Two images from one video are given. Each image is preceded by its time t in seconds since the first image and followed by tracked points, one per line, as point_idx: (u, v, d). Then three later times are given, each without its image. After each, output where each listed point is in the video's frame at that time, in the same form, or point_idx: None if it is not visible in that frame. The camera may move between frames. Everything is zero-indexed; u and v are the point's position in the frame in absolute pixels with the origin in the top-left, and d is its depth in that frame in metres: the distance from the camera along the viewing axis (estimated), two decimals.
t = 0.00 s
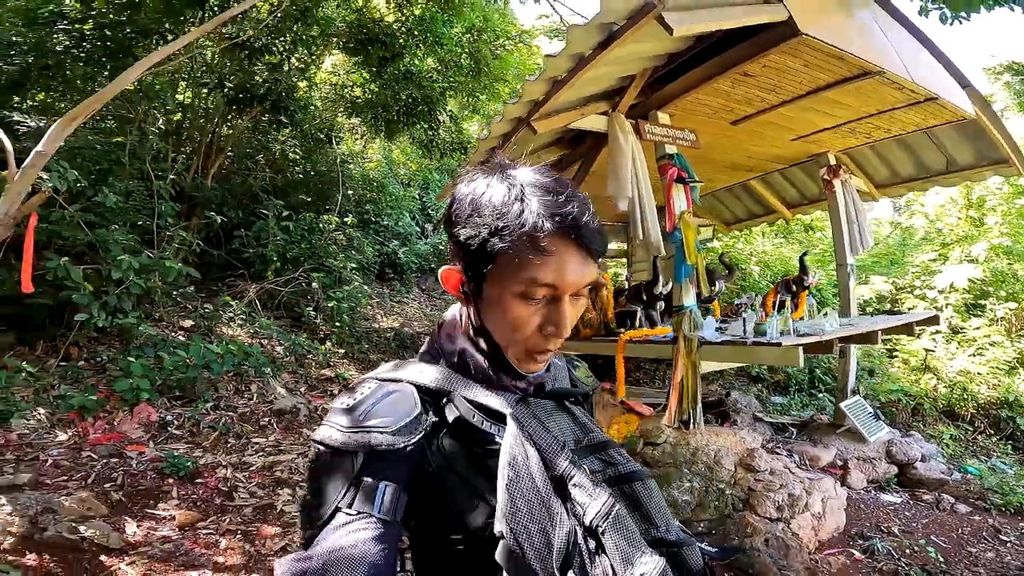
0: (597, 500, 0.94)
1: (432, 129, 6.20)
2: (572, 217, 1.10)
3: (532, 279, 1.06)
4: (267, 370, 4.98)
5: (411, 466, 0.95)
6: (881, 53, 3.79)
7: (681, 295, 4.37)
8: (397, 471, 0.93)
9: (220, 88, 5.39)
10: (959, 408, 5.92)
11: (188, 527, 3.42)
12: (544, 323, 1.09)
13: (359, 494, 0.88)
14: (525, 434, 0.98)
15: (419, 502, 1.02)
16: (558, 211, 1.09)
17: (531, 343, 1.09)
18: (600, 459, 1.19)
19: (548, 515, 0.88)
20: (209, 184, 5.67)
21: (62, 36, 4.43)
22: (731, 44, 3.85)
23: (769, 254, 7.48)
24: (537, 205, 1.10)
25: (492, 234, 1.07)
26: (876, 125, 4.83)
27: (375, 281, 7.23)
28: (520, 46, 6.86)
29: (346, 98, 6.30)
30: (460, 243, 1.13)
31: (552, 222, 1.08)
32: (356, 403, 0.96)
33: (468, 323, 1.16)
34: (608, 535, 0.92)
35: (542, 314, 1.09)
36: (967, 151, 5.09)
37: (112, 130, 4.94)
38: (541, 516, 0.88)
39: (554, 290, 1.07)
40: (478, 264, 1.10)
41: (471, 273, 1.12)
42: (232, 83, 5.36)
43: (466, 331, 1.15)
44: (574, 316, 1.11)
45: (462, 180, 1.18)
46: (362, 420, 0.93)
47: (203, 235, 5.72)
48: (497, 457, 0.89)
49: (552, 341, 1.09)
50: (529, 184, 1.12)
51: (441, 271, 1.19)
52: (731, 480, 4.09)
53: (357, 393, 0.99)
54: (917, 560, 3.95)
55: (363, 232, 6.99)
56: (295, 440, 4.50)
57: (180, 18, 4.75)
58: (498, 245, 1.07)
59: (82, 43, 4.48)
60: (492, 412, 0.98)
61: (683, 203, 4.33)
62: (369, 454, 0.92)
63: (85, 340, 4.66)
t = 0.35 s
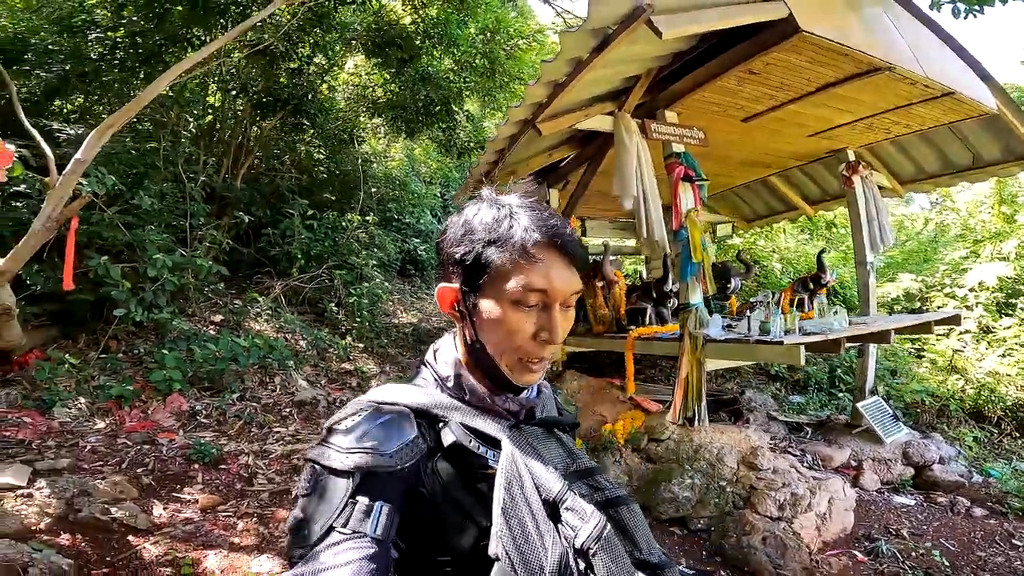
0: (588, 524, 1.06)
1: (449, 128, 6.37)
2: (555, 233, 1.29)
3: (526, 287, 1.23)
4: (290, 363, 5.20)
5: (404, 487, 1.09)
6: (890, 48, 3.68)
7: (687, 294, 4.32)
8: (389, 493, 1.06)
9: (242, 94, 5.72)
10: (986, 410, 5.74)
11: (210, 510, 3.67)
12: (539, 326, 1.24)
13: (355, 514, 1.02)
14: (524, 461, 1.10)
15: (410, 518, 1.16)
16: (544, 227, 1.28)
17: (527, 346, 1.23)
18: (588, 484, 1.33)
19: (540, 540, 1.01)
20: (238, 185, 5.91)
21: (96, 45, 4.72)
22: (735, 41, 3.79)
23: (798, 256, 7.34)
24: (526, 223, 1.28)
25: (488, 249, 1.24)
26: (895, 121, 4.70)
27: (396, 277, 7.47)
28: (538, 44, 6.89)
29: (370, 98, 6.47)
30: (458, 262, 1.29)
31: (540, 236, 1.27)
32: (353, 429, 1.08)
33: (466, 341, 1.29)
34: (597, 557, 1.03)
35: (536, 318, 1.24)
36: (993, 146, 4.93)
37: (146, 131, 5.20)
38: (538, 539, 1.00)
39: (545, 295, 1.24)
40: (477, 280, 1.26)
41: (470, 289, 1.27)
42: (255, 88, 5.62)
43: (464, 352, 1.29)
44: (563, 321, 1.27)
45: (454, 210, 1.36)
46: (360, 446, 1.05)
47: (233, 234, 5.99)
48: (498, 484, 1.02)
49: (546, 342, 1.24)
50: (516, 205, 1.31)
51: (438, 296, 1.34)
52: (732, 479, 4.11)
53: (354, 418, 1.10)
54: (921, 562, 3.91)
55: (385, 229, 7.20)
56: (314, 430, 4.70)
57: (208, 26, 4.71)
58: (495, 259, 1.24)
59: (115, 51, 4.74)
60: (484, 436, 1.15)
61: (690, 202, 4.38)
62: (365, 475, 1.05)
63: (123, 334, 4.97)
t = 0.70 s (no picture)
0: (595, 519, 1.14)
1: (464, 123, 6.48)
2: (572, 237, 1.39)
3: (547, 286, 1.31)
4: (303, 352, 5.34)
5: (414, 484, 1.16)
6: (896, 38, 3.49)
7: (686, 288, 4.24)
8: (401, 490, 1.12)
9: (263, 93, 5.85)
10: (1010, 412, 5.62)
11: (216, 489, 3.86)
12: (556, 324, 1.33)
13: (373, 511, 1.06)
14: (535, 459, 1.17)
15: (417, 517, 1.21)
16: (562, 230, 1.38)
17: (545, 341, 1.32)
18: (588, 482, 1.37)
19: (552, 535, 1.08)
20: (262, 180, 6.04)
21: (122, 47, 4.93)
22: (732, 33, 3.63)
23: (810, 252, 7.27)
24: (545, 227, 1.38)
25: (511, 249, 1.33)
26: (915, 114, 4.46)
27: (413, 270, 7.64)
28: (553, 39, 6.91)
29: (389, 95, 6.68)
30: (481, 260, 1.36)
31: (559, 239, 1.37)
32: (371, 426, 1.14)
33: (483, 337, 1.37)
34: (603, 551, 1.11)
35: (553, 315, 1.33)
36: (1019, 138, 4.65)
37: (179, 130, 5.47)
38: (548, 532, 1.08)
39: (563, 294, 1.33)
40: (499, 277, 1.34)
41: (491, 286, 1.35)
42: (273, 89, 5.84)
43: (481, 347, 1.36)
44: (577, 320, 1.37)
45: (474, 212, 1.45)
46: (378, 443, 1.11)
47: (257, 228, 6.18)
48: (514, 478, 1.10)
49: (562, 339, 1.33)
50: (535, 210, 1.41)
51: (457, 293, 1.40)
52: (725, 475, 4.05)
53: (370, 416, 1.16)
54: (917, 568, 3.83)
55: (403, 223, 7.34)
56: (322, 416, 4.85)
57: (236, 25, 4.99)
58: (517, 258, 1.32)
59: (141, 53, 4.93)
60: (496, 434, 1.22)
61: (690, 195, 4.24)
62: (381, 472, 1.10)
63: (150, 323, 5.12)
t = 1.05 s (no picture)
0: (596, 520, 1.15)
1: (485, 118, 6.59)
2: (572, 238, 1.41)
3: (548, 286, 1.33)
4: (327, 343, 5.52)
5: (415, 480, 1.15)
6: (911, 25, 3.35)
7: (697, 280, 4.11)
8: (402, 485, 1.12)
9: (288, 91, 6.10)
10: None
11: (239, 472, 4.07)
12: (558, 324, 1.34)
13: (372, 505, 1.06)
14: (538, 457, 1.19)
15: (417, 515, 1.19)
16: (561, 231, 1.40)
17: (546, 341, 1.33)
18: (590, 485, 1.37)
19: (554, 533, 1.09)
20: (290, 177, 6.30)
21: (152, 51, 5.17)
22: (739, 24, 3.54)
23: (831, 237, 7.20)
24: (545, 227, 1.40)
25: (512, 249, 1.34)
26: (939, 102, 4.28)
27: (437, 263, 7.79)
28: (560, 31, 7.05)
29: (410, 91, 6.80)
30: (482, 261, 1.37)
31: (560, 239, 1.38)
32: (372, 422, 1.14)
33: (485, 337, 1.37)
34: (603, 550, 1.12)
35: (554, 315, 1.34)
36: None
37: (211, 128, 5.62)
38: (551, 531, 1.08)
39: (564, 294, 1.34)
40: (501, 278, 1.35)
41: (493, 287, 1.36)
42: (296, 88, 6.04)
43: (483, 346, 1.37)
44: (578, 320, 1.38)
45: (474, 214, 1.46)
46: (379, 438, 1.12)
47: (285, 224, 6.40)
48: (516, 476, 1.10)
49: (564, 338, 1.34)
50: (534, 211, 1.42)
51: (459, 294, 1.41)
52: (733, 470, 4.00)
53: (371, 412, 1.17)
54: (927, 569, 3.75)
55: (426, 216, 7.50)
56: (342, 405, 5.03)
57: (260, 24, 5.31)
58: (518, 258, 1.34)
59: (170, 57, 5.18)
60: (499, 431, 1.23)
61: (702, 187, 4.14)
62: (382, 467, 1.11)
63: (185, 314, 5.28)
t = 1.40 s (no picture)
0: (619, 540, 1.13)
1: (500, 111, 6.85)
2: (548, 232, 1.35)
3: (522, 289, 1.28)
4: (351, 326, 5.73)
5: (429, 504, 1.13)
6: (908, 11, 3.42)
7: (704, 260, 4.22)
8: (417, 510, 1.10)
9: (309, 90, 6.29)
10: None
11: (269, 445, 4.27)
12: (543, 322, 1.27)
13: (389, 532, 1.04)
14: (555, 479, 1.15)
15: (436, 536, 1.16)
16: (538, 228, 1.36)
17: (531, 343, 1.26)
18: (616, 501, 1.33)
19: (575, 553, 1.07)
20: (314, 171, 6.55)
21: (181, 53, 5.38)
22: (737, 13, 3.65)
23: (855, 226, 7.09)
24: (522, 228, 1.36)
25: (486, 260, 1.33)
26: (947, 86, 4.30)
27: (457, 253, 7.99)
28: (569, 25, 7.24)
29: (428, 86, 7.02)
30: (468, 277, 1.38)
31: (535, 237, 1.34)
32: (384, 448, 1.11)
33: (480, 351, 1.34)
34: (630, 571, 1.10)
35: (538, 315, 1.28)
36: None
37: (238, 126, 5.84)
38: (571, 553, 1.06)
39: (544, 291, 1.28)
40: (483, 291, 1.34)
41: (478, 299, 1.34)
42: (317, 85, 6.25)
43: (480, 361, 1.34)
44: (568, 316, 1.29)
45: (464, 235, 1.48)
46: (391, 464, 1.08)
47: (310, 216, 6.63)
48: (533, 499, 1.09)
49: (552, 336, 1.25)
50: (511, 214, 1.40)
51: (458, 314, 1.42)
52: (739, 446, 4.01)
53: (383, 438, 1.13)
54: (937, 551, 3.71)
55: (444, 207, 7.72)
56: (364, 384, 5.23)
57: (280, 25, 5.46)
58: (494, 265, 1.32)
59: (198, 59, 5.36)
60: (514, 451, 1.18)
61: (708, 171, 4.24)
62: (395, 494, 1.07)
63: (219, 301, 5.49)
